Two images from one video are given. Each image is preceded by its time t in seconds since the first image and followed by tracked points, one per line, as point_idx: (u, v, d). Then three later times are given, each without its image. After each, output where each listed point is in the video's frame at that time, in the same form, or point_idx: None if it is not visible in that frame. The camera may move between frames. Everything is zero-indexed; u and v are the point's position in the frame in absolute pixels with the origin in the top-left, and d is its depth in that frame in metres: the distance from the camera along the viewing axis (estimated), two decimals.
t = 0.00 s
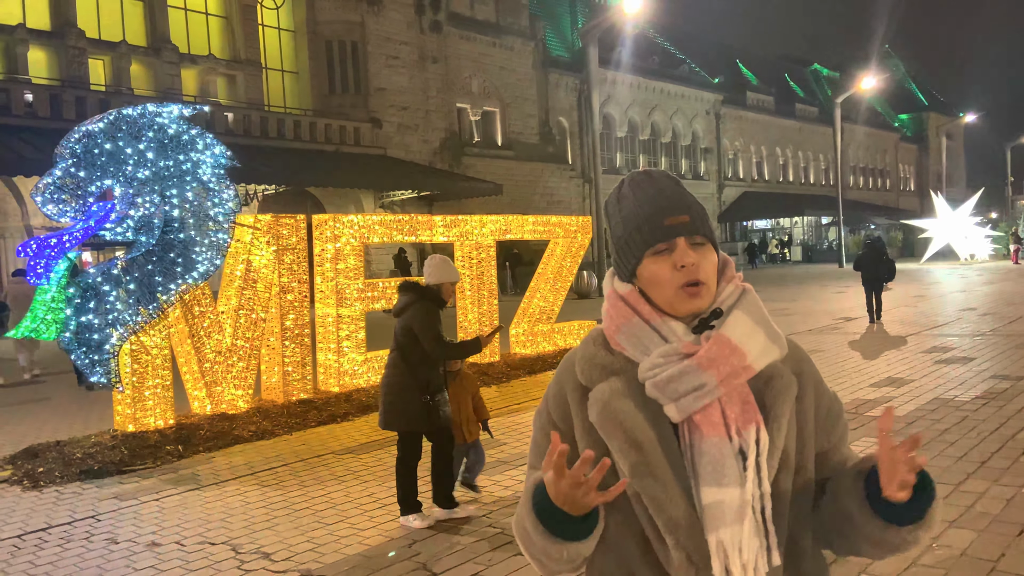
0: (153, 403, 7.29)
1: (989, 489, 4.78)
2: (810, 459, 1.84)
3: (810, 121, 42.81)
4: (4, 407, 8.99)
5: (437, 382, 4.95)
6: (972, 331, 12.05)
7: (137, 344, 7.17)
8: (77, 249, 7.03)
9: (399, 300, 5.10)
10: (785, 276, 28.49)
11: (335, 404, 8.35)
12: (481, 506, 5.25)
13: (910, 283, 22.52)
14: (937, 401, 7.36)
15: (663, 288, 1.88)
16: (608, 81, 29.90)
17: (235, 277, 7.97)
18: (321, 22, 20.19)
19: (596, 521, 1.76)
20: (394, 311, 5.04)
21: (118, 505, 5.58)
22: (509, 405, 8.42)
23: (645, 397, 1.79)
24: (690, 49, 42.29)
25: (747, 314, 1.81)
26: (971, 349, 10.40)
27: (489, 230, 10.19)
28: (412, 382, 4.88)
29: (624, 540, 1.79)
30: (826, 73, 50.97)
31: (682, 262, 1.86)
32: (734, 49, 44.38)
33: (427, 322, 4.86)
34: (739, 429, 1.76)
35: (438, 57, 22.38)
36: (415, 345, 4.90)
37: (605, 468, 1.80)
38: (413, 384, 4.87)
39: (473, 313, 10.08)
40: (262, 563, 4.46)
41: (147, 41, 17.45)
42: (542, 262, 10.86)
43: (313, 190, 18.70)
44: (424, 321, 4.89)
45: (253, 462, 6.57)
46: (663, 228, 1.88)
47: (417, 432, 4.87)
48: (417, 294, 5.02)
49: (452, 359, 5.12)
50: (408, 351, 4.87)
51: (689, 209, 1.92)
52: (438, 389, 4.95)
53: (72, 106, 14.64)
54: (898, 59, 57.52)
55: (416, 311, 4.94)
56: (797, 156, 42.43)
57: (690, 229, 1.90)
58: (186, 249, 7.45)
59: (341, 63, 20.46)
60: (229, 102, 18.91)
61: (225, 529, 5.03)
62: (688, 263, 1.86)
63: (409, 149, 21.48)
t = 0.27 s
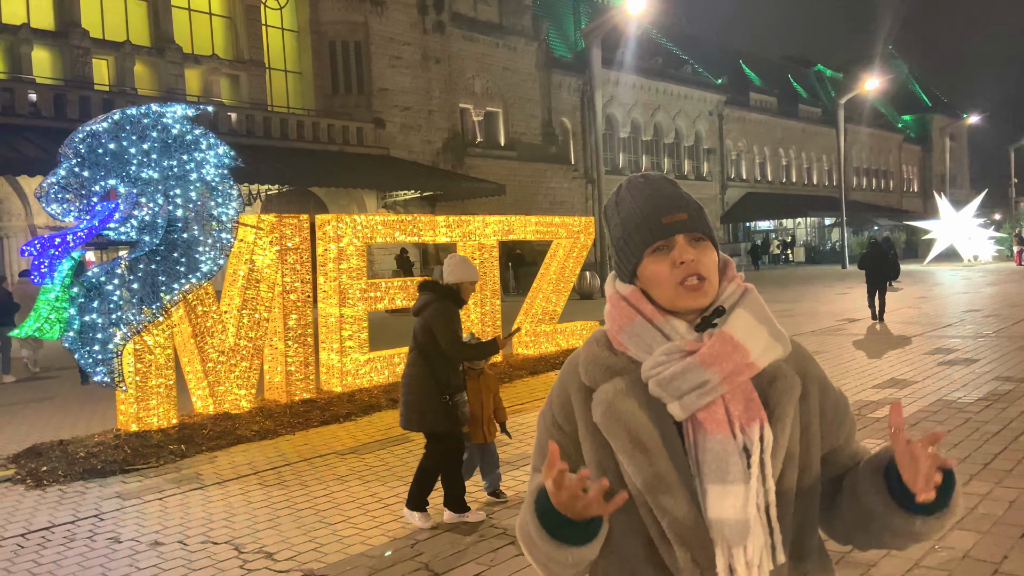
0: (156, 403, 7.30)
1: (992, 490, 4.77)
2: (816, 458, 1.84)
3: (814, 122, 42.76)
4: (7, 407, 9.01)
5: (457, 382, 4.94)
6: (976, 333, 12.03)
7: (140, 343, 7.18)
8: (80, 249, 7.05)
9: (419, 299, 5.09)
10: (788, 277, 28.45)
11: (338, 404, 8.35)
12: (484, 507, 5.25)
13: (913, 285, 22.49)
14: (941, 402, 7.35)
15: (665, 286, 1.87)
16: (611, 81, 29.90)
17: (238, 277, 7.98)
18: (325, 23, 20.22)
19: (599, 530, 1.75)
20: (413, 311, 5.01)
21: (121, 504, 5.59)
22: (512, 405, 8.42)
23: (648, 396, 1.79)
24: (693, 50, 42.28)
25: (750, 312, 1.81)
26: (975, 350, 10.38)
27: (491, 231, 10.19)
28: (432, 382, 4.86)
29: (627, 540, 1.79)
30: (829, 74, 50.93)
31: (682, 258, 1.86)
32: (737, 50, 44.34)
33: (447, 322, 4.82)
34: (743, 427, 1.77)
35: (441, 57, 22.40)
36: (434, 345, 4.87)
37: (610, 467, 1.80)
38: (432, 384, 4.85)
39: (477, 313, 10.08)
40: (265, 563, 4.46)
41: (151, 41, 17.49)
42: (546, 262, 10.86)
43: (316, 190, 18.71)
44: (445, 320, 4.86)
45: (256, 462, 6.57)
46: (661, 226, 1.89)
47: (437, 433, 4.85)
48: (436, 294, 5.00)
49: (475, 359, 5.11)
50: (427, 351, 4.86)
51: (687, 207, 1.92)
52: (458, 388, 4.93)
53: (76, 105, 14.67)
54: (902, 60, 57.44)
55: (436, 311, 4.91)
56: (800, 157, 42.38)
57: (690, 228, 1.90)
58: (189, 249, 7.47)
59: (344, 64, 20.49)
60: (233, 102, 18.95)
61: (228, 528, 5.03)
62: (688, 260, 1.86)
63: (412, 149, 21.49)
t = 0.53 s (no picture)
0: (158, 401, 7.31)
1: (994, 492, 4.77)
2: (814, 459, 1.84)
3: (817, 122, 42.71)
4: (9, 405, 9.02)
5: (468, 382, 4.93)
6: (978, 334, 12.02)
7: (142, 342, 7.19)
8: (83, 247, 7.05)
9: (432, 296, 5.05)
10: (790, 278, 28.43)
11: (340, 403, 8.35)
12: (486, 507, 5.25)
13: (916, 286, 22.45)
14: (943, 403, 7.34)
15: (663, 287, 1.88)
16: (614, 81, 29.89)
17: (241, 276, 7.99)
18: (327, 22, 20.21)
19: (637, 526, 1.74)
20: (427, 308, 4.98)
21: (123, 503, 5.60)
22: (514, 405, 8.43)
23: (645, 395, 1.79)
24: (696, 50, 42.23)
25: (748, 313, 1.81)
26: (977, 351, 10.37)
27: (494, 231, 10.19)
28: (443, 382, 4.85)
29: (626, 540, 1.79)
30: (832, 74, 50.88)
31: (681, 262, 1.86)
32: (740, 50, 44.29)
33: (462, 323, 4.81)
34: (739, 427, 1.76)
35: (444, 57, 22.39)
36: (447, 345, 4.85)
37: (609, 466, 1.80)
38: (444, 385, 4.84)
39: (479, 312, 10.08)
40: (266, 561, 4.47)
41: (155, 40, 17.50)
42: (548, 262, 10.86)
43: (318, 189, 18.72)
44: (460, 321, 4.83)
45: (257, 461, 6.58)
46: (663, 230, 1.89)
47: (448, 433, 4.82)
48: (452, 293, 4.97)
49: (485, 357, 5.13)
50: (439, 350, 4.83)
51: (688, 209, 1.92)
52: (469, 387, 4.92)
53: (80, 104, 14.68)
54: (905, 61, 57.36)
55: (451, 310, 4.88)
56: (803, 158, 42.34)
57: (690, 231, 1.90)
58: (191, 248, 7.48)
59: (347, 63, 20.48)
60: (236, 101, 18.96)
61: (230, 527, 5.04)
62: (688, 264, 1.86)
63: (415, 149, 21.49)
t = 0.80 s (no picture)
0: (160, 400, 7.32)
1: (995, 493, 4.77)
2: (811, 459, 1.84)
3: (819, 122, 42.69)
4: (11, 402, 9.04)
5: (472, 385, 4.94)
6: (980, 335, 11.99)
7: (145, 340, 7.20)
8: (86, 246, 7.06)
9: (439, 297, 5.05)
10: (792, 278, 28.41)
11: (342, 402, 8.36)
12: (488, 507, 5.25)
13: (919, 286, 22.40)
14: (944, 404, 7.33)
15: (661, 292, 1.89)
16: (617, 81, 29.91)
17: (243, 274, 8.00)
18: (330, 21, 20.23)
19: None
20: (435, 309, 4.97)
21: (125, 501, 5.61)
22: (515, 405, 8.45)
23: (644, 397, 1.79)
24: (699, 50, 42.22)
25: (745, 316, 1.82)
26: (979, 353, 10.34)
27: (495, 230, 10.19)
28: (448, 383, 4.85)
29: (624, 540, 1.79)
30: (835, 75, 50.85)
31: (679, 269, 1.87)
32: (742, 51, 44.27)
33: (469, 326, 4.82)
34: (737, 429, 1.76)
35: (447, 56, 22.41)
36: (454, 346, 4.84)
37: (609, 467, 1.81)
38: (449, 387, 4.84)
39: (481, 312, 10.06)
40: (267, 560, 4.48)
41: (157, 39, 17.53)
42: (549, 262, 10.86)
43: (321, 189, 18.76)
44: (467, 323, 4.85)
45: (258, 459, 6.59)
46: (662, 235, 1.89)
47: (450, 435, 4.81)
48: (461, 296, 4.97)
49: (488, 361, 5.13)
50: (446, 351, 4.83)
51: (689, 214, 1.92)
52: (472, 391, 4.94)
53: (82, 103, 14.70)
54: (908, 61, 57.33)
55: (459, 312, 4.89)
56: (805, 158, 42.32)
57: (690, 236, 1.90)
58: (193, 246, 7.49)
59: (349, 62, 20.50)
60: (238, 100, 19.00)
61: (231, 525, 5.05)
62: (685, 270, 1.87)
63: (417, 148, 21.51)
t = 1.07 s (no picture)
0: (162, 398, 7.33)
1: (997, 493, 4.77)
2: (812, 459, 1.84)
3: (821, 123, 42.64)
4: (13, 400, 9.05)
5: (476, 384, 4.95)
6: (982, 336, 11.98)
7: (147, 338, 7.21)
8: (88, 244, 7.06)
9: (445, 296, 5.03)
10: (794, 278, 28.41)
11: (343, 400, 8.37)
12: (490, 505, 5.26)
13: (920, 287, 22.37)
14: (946, 405, 7.33)
15: (664, 290, 1.89)
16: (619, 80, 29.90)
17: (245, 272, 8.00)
18: (332, 20, 20.24)
19: None
20: (441, 308, 4.95)
21: (127, 499, 5.61)
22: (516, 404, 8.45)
23: (647, 397, 1.79)
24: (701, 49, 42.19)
25: (748, 315, 1.82)
26: (981, 353, 10.33)
27: (498, 229, 10.18)
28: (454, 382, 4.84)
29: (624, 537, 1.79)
30: (837, 75, 50.79)
31: (683, 267, 1.87)
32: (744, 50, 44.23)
33: (476, 324, 4.83)
34: (739, 429, 1.77)
35: (449, 55, 22.41)
36: (461, 345, 4.84)
37: (609, 466, 1.81)
38: (456, 386, 4.83)
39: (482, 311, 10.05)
40: (269, 558, 4.49)
41: (160, 37, 17.54)
42: (551, 262, 10.87)
43: (322, 187, 18.78)
44: (475, 322, 4.85)
45: (259, 458, 6.59)
46: (665, 234, 1.89)
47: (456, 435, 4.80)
48: (467, 295, 4.97)
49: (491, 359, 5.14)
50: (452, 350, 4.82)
51: (692, 214, 1.92)
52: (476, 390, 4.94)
53: (85, 101, 14.70)
54: (910, 62, 57.28)
55: (465, 311, 4.89)
56: (807, 158, 42.28)
57: (693, 235, 1.90)
58: (196, 245, 7.50)
59: (351, 61, 20.49)
60: (240, 99, 19.02)
61: (233, 523, 5.05)
62: (689, 269, 1.87)
63: (419, 147, 21.50)
